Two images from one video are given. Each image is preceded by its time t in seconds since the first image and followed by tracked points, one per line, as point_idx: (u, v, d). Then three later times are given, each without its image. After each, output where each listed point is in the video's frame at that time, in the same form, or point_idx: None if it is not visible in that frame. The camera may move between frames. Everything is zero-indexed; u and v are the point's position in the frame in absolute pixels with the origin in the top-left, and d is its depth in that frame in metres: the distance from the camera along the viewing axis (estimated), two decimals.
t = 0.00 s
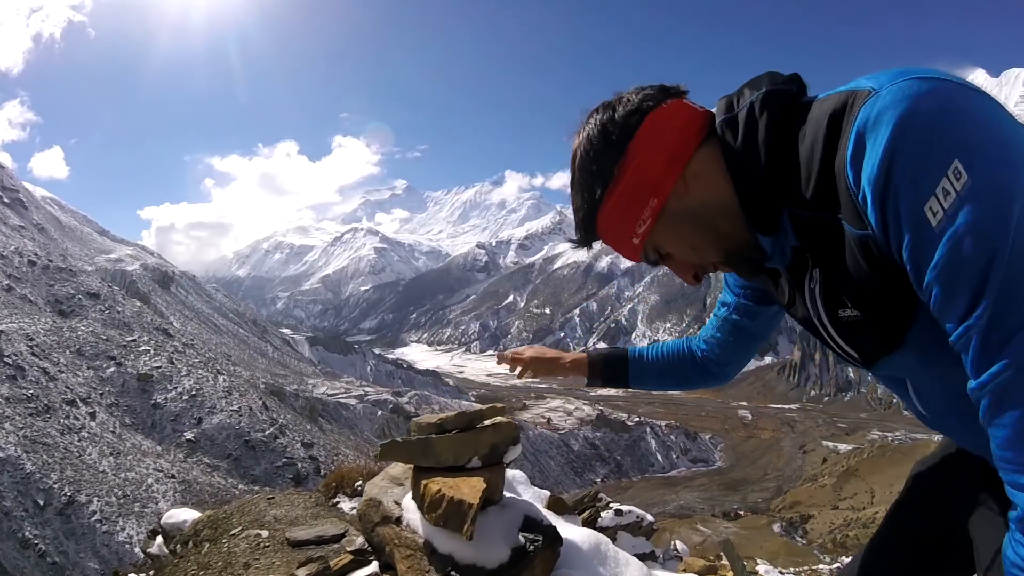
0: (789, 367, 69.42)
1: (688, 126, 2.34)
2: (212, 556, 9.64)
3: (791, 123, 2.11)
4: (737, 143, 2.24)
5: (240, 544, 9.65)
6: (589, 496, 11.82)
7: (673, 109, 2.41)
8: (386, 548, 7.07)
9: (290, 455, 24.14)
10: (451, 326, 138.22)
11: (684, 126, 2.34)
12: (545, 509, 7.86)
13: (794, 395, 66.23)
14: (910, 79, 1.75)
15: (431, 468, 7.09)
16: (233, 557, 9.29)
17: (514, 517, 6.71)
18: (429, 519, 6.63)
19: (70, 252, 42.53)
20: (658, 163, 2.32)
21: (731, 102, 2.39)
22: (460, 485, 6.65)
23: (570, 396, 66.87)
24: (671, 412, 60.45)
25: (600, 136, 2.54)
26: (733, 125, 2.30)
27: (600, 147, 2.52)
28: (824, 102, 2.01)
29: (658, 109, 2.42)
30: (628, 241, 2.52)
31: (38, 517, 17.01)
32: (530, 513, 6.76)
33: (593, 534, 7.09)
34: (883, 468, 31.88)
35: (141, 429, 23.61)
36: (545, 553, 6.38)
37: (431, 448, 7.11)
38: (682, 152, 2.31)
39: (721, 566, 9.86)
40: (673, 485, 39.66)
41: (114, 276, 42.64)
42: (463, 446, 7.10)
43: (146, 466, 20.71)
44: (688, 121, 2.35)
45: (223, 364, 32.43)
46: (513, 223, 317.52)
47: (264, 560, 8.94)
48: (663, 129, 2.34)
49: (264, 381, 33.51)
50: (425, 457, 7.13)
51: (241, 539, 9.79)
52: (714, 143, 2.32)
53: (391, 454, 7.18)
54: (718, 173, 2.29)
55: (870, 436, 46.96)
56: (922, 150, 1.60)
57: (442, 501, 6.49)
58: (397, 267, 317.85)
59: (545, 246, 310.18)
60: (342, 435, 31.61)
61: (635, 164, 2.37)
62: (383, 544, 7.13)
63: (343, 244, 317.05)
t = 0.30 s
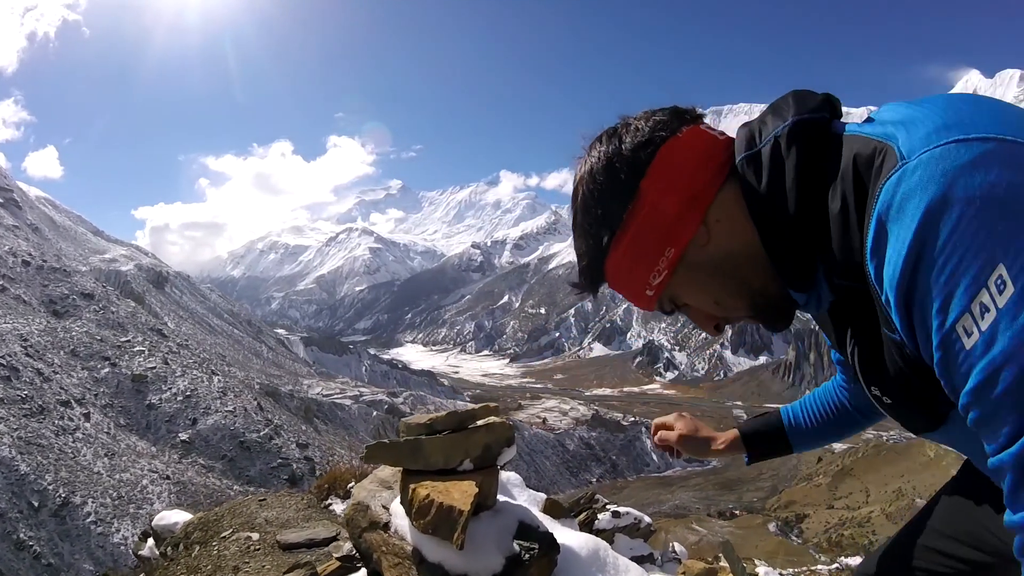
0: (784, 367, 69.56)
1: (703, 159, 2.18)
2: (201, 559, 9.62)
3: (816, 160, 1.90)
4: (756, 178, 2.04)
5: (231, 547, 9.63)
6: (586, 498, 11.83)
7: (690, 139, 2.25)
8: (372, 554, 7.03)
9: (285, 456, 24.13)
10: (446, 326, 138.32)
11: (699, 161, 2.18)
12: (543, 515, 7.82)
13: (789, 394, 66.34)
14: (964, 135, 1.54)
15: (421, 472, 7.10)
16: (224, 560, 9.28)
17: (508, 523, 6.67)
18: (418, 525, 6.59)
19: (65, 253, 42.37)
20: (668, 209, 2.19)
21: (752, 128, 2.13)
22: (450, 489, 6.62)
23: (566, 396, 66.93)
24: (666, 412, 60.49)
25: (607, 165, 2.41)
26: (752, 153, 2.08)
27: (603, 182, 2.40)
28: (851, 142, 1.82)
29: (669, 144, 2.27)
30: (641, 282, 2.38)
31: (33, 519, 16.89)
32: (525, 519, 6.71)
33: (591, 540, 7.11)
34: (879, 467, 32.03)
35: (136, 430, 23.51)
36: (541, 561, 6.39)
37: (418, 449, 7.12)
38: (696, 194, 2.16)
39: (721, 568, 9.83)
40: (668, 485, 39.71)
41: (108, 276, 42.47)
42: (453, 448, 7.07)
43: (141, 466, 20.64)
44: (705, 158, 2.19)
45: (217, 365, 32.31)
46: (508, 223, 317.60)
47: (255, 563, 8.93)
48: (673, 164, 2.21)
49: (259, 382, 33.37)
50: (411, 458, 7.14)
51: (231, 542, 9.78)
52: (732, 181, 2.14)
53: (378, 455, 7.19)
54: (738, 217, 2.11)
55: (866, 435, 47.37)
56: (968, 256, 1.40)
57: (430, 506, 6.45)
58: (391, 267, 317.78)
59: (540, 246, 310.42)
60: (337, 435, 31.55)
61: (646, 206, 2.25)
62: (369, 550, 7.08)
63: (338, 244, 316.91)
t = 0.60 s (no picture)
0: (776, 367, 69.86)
1: (736, 302, 1.86)
2: (189, 563, 9.59)
3: (867, 322, 1.65)
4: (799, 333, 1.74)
5: (218, 551, 9.62)
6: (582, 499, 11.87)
7: (714, 274, 1.93)
8: (357, 562, 7.28)
9: (277, 456, 24.11)
10: (439, 326, 138.56)
11: (730, 303, 1.86)
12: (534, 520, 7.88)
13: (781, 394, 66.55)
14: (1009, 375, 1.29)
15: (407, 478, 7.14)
16: (211, 564, 9.28)
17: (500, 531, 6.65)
18: (404, 534, 6.62)
19: (56, 252, 42.08)
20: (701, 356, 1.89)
21: (790, 265, 1.80)
22: (438, 495, 6.66)
23: (559, 396, 67.07)
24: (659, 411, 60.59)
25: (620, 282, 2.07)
26: (794, 299, 1.75)
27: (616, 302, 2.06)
28: (904, 317, 1.55)
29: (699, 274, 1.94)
30: (661, 410, 2.10)
31: (25, 520, 16.69)
32: (516, 527, 6.67)
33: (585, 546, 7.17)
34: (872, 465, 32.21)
35: (127, 431, 23.32)
36: (535, 572, 6.33)
37: (403, 453, 7.14)
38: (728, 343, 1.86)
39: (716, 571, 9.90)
40: (661, 485, 39.82)
41: (99, 276, 42.21)
42: (440, 452, 7.16)
43: (133, 467, 20.50)
44: (739, 294, 1.87)
45: (209, 365, 32.13)
46: (501, 223, 317.74)
47: (242, 568, 8.90)
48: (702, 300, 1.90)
49: (252, 382, 33.24)
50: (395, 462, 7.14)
51: (219, 545, 9.76)
52: (771, 328, 1.81)
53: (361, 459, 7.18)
54: (772, 371, 1.84)
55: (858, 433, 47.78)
56: (984, 542, 1.31)
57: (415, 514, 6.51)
58: (384, 267, 317.66)
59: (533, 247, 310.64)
60: (330, 436, 31.47)
61: (665, 348, 1.98)
62: (354, 558, 7.29)
63: (331, 244, 316.95)
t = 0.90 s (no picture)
0: (767, 367, 69.91)
1: (768, 493, 2.22)
2: (177, 568, 9.57)
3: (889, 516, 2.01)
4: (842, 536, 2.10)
5: (205, 556, 9.59)
6: (573, 505, 11.66)
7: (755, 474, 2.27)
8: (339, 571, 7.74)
9: (269, 457, 24.06)
10: (431, 327, 138.59)
11: (764, 493, 2.23)
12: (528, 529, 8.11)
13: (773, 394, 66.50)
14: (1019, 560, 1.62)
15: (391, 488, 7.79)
16: (200, 568, 9.26)
17: (490, 544, 7.15)
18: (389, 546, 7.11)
19: (46, 252, 41.73)
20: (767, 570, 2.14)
21: (814, 466, 2.18)
22: (426, 506, 7.26)
23: (551, 396, 67.20)
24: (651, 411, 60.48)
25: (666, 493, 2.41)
26: (815, 504, 2.14)
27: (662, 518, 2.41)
28: (911, 525, 1.95)
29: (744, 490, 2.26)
30: None
31: (16, 522, 16.49)
32: (509, 542, 7.13)
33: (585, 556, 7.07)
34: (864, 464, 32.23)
35: (118, 432, 23.12)
36: None
37: (390, 462, 7.87)
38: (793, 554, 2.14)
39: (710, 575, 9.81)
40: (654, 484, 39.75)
41: (90, 276, 41.87)
42: (428, 461, 7.83)
43: (125, 469, 20.31)
44: (777, 508, 2.20)
45: (200, 366, 31.91)
46: (493, 223, 317.63)
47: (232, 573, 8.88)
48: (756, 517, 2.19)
49: (243, 383, 33.11)
50: (383, 471, 7.86)
51: (207, 550, 9.74)
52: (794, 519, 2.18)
53: (351, 467, 7.91)
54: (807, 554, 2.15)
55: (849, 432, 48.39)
56: None
57: (400, 528, 7.03)
58: (376, 268, 317.02)
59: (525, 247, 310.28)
60: (322, 436, 31.39)
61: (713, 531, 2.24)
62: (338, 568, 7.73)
63: (322, 244, 316.93)
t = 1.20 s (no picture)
0: (760, 366, 70.01)
1: None
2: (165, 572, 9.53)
3: None
4: None
5: (194, 561, 9.54)
6: (568, 505, 11.68)
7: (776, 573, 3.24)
8: None
9: (261, 458, 23.99)
10: (423, 327, 138.58)
11: None
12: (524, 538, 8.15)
13: (765, 393, 66.60)
14: None
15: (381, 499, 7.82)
16: (189, 573, 9.22)
17: (483, 556, 7.27)
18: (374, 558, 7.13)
19: (38, 251, 41.42)
20: None
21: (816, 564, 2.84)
22: (414, 517, 7.34)
23: (544, 396, 67.25)
24: (644, 411, 60.57)
25: None
26: None
27: None
28: None
29: None
30: None
31: (8, 524, 16.35)
32: (502, 556, 7.28)
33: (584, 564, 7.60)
34: (856, 463, 32.33)
35: (110, 433, 22.93)
36: None
37: (376, 470, 7.90)
38: None
39: None
40: (647, 484, 39.80)
41: (82, 276, 41.59)
42: (415, 470, 7.83)
43: (116, 471, 20.17)
44: None
45: (192, 367, 31.74)
46: (486, 223, 317.60)
47: None
48: None
49: (236, 384, 32.96)
50: (369, 480, 7.90)
51: (196, 555, 9.70)
52: None
53: (337, 474, 7.99)
54: None
55: (842, 432, 48.66)
56: None
57: (386, 542, 7.01)
58: (369, 268, 317.11)
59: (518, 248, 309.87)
60: (314, 437, 31.30)
61: None
62: None
63: (315, 244, 317.24)
